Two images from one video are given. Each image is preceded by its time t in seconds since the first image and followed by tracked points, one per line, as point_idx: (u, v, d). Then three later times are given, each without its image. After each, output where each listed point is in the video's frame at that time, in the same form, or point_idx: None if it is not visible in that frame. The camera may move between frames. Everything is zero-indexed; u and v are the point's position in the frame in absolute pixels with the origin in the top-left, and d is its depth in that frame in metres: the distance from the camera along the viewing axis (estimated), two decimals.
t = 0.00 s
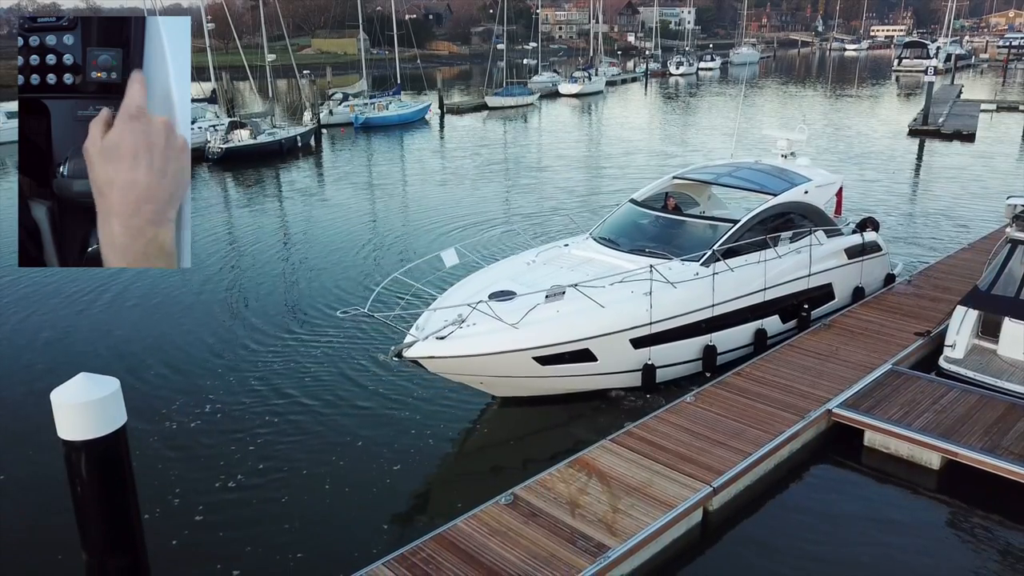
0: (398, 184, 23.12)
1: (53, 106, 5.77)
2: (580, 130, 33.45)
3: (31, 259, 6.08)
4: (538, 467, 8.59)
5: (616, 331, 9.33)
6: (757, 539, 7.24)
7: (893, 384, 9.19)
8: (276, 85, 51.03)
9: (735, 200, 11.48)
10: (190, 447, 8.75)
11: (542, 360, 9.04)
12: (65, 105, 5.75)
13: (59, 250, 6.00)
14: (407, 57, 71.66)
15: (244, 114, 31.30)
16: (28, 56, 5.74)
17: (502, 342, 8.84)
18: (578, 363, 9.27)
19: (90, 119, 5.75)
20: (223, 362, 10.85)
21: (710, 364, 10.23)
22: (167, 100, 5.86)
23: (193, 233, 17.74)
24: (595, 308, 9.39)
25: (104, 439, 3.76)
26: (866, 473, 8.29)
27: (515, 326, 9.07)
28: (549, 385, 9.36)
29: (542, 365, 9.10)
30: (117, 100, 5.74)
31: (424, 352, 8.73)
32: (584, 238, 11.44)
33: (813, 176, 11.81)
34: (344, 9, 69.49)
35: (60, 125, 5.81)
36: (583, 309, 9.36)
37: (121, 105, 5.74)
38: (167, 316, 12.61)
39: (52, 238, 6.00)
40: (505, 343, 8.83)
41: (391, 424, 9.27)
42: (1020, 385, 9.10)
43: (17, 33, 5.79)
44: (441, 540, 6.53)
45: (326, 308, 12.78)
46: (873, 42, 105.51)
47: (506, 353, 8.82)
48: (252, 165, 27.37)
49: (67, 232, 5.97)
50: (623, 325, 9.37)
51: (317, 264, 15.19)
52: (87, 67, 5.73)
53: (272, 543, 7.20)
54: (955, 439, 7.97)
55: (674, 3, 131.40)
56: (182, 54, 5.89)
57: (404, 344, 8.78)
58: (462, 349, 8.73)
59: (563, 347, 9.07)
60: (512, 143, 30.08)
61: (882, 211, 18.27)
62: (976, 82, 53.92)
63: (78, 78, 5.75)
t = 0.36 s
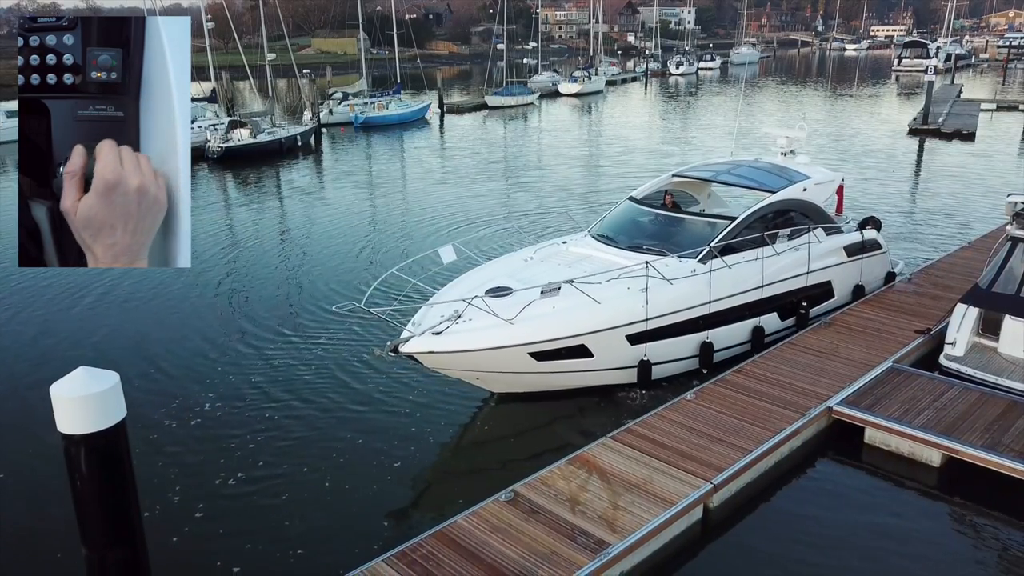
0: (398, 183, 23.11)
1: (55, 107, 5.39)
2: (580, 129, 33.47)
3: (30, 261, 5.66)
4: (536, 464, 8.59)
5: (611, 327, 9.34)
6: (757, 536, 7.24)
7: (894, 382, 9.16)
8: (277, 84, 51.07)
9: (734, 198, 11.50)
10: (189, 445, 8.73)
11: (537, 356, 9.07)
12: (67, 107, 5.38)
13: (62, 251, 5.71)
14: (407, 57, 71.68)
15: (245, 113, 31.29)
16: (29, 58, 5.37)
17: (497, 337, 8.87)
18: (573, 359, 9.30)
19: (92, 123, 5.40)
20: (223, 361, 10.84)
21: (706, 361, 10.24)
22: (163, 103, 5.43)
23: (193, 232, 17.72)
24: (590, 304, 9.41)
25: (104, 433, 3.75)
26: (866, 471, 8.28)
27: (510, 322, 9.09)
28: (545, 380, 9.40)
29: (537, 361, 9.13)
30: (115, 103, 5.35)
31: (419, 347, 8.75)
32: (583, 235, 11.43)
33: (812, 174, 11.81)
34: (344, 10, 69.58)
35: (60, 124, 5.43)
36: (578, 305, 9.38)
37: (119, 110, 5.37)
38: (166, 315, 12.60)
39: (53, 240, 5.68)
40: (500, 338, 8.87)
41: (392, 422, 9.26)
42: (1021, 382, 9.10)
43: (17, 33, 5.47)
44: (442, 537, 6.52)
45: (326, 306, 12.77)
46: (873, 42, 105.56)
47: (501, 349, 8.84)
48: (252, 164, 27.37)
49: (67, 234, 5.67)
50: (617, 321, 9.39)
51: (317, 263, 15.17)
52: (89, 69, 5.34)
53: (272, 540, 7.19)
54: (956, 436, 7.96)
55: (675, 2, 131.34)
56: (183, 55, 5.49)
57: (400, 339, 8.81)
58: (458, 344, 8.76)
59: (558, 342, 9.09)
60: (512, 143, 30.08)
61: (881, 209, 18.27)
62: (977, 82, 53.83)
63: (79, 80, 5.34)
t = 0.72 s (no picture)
0: (398, 182, 23.11)
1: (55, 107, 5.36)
2: (580, 129, 33.48)
3: (30, 261, 5.64)
4: (535, 462, 8.58)
5: (607, 324, 9.35)
6: (757, 534, 7.23)
7: (894, 380, 9.17)
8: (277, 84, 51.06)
9: (734, 197, 11.23)
10: (190, 444, 8.73)
11: (534, 352, 9.08)
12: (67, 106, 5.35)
13: (61, 251, 5.70)
14: (407, 57, 71.66)
15: (245, 113, 31.28)
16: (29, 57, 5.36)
17: (493, 333, 8.90)
18: (570, 356, 9.30)
19: (93, 122, 5.36)
20: (223, 360, 10.84)
21: (703, 358, 10.24)
22: (162, 103, 5.40)
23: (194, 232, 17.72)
24: (586, 301, 9.42)
25: (104, 428, 3.74)
26: (866, 468, 8.28)
27: (506, 318, 9.11)
28: (542, 377, 9.40)
29: (534, 357, 9.14)
30: (115, 103, 5.33)
31: (416, 343, 8.78)
32: (581, 233, 11.43)
33: (811, 172, 11.81)
34: (344, 10, 69.60)
35: (60, 125, 5.40)
36: (575, 302, 9.39)
37: (119, 110, 5.35)
38: (166, 314, 12.60)
39: (53, 239, 5.66)
40: (496, 334, 8.89)
41: (392, 420, 9.26)
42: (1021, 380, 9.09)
43: (17, 34, 5.47)
44: (442, 534, 6.52)
45: (326, 305, 12.77)
46: (874, 42, 105.49)
47: (497, 345, 8.87)
48: (252, 164, 27.36)
49: (67, 234, 5.66)
50: (614, 317, 9.40)
51: (317, 262, 15.17)
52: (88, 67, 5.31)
53: (272, 538, 7.18)
54: (956, 434, 7.96)
55: (675, 2, 131.29)
56: (182, 55, 5.48)
57: (397, 335, 8.84)
58: (454, 340, 8.79)
59: (555, 339, 9.10)
60: (512, 142, 30.08)
61: (881, 208, 18.26)
62: (977, 81, 53.76)
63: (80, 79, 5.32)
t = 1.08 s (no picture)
0: (398, 181, 23.12)
1: (55, 107, 5.36)
2: (580, 128, 33.49)
3: (30, 260, 5.67)
4: (534, 459, 8.58)
5: (603, 322, 9.37)
6: (758, 532, 7.22)
7: (895, 379, 9.16)
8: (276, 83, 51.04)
9: (733, 196, 11.14)
10: (190, 443, 8.73)
11: (529, 349, 9.10)
12: (68, 107, 5.36)
13: (61, 250, 5.70)
14: (407, 57, 71.69)
15: (245, 113, 31.29)
16: (29, 58, 5.36)
17: (488, 330, 8.93)
18: (566, 353, 9.32)
19: (93, 122, 5.37)
20: (223, 358, 10.84)
21: (701, 357, 10.24)
22: (162, 104, 5.39)
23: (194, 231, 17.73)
24: (582, 298, 9.43)
25: (104, 425, 3.73)
26: (867, 467, 8.28)
27: (502, 315, 9.14)
28: (538, 374, 9.41)
29: (530, 355, 9.15)
30: (115, 103, 5.32)
31: (412, 340, 8.83)
32: (580, 232, 11.45)
33: (810, 171, 11.80)
34: (344, 9, 69.57)
35: (60, 125, 5.40)
36: (571, 299, 9.40)
37: (119, 110, 5.34)
38: (167, 313, 12.61)
39: (53, 239, 5.67)
40: (492, 331, 8.92)
41: (392, 418, 9.26)
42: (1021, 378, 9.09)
43: (17, 34, 5.46)
44: (442, 532, 6.51)
45: (326, 304, 12.78)
46: (874, 42, 105.53)
47: (492, 342, 8.90)
48: (252, 163, 27.36)
49: (66, 233, 5.66)
50: (610, 315, 9.42)
51: (316, 262, 15.17)
52: (87, 68, 5.31)
53: (273, 536, 7.18)
54: (956, 432, 7.96)
55: (675, 2, 131.23)
56: (182, 56, 5.48)
57: (393, 332, 8.87)
58: (450, 337, 8.82)
59: (550, 336, 9.13)
60: (512, 142, 30.08)
61: (882, 207, 18.27)
62: (978, 80, 53.73)
63: (79, 79, 5.32)
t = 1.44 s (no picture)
0: (398, 181, 23.11)
1: (55, 107, 5.36)
2: (580, 128, 33.49)
3: (30, 260, 5.67)
4: (533, 458, 8.58)
5: (599, 320, 9.39)
6: (758, 531, 7.22)
7: (895, 378, 9.16)
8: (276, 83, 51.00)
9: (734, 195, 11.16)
10: (190, 442, 8.72)
11: (524, 347, 9.13)
12: (68, 107, 5.35)
13: (60, 250, 5.70)
14: (407, 57, 71.66)
15: (245, 112, 31.27)
16: (29, 58, 5.36)
17: (484, 328, 8.95)
18: (561, 351, 9.35)
19: (93, 122, 5.36)
20: (224, 358, 10.84)
21: (698, 356, 10.25)
22: (162, 104, 5.40)
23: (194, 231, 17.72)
24: (579, 297, 9.46)
25: (104, 423, 3.72)
26: (867, 466, 8.27)
27: (498, 313, 9.16)
28: (534, 372, 9.44)
29: (526, 353, 9.19)
30: (115, 103, 5.31)
31: (408, 337, 8.85)
32: (578, 230, 11.46)
33: (810, 170, 11.79)
34: (344, 9, 69.53)
35: (60, 125, 5.39)
36: (567, 298, 9.42)
37: (119, 110, 5.34)
38: (167, 313, 12.60)
39: (52, 239, 5.66)
40: (488, 329, 8.94)
41: (393, 418, 9.26)
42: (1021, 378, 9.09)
43: (17, 33, 5.45)
44: (443, 531, 6.51)
45: (326, 303, 12.77)
46: (875, 43, 105.50)
47: (488, 340, 8.92)
48: (252, 163, 27.34)
49: (67, 233, 5.66)
50: (605, 313, 9.44)
51: (316, 261, 15.16)
52: (87, 68, 5.30)
53: (274, 535, 7.18)
54: (956, 431, 7.96)
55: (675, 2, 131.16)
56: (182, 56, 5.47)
57: (390, 329, 8.88)
58: (446, 335, 8.84)
59: (546, 334, 9.15)
60: (512, 141, 30.08)
61: (882, 207, 18.26)
62: (978, 80, 53.69)
63: (79, 79, 5.31)
